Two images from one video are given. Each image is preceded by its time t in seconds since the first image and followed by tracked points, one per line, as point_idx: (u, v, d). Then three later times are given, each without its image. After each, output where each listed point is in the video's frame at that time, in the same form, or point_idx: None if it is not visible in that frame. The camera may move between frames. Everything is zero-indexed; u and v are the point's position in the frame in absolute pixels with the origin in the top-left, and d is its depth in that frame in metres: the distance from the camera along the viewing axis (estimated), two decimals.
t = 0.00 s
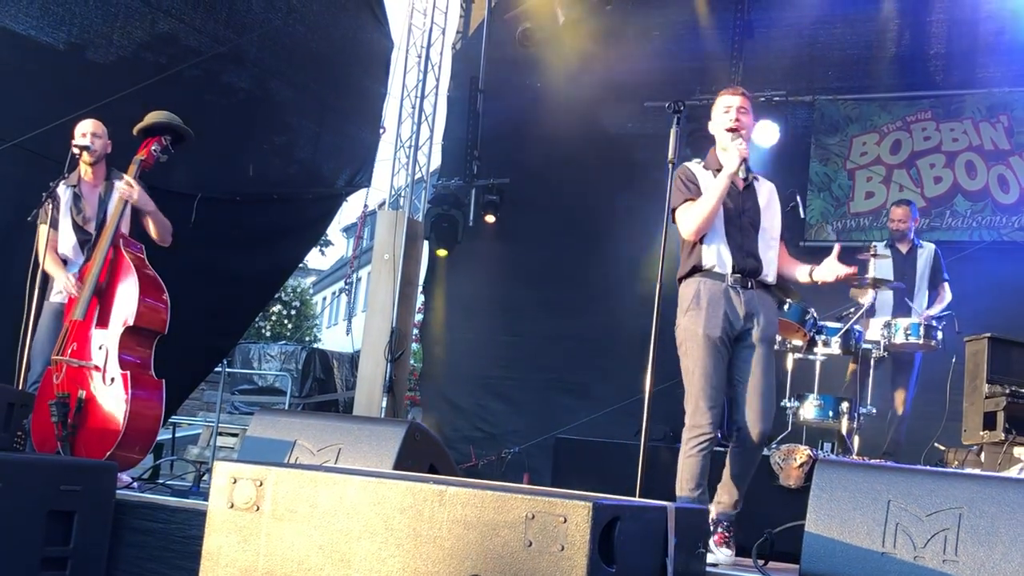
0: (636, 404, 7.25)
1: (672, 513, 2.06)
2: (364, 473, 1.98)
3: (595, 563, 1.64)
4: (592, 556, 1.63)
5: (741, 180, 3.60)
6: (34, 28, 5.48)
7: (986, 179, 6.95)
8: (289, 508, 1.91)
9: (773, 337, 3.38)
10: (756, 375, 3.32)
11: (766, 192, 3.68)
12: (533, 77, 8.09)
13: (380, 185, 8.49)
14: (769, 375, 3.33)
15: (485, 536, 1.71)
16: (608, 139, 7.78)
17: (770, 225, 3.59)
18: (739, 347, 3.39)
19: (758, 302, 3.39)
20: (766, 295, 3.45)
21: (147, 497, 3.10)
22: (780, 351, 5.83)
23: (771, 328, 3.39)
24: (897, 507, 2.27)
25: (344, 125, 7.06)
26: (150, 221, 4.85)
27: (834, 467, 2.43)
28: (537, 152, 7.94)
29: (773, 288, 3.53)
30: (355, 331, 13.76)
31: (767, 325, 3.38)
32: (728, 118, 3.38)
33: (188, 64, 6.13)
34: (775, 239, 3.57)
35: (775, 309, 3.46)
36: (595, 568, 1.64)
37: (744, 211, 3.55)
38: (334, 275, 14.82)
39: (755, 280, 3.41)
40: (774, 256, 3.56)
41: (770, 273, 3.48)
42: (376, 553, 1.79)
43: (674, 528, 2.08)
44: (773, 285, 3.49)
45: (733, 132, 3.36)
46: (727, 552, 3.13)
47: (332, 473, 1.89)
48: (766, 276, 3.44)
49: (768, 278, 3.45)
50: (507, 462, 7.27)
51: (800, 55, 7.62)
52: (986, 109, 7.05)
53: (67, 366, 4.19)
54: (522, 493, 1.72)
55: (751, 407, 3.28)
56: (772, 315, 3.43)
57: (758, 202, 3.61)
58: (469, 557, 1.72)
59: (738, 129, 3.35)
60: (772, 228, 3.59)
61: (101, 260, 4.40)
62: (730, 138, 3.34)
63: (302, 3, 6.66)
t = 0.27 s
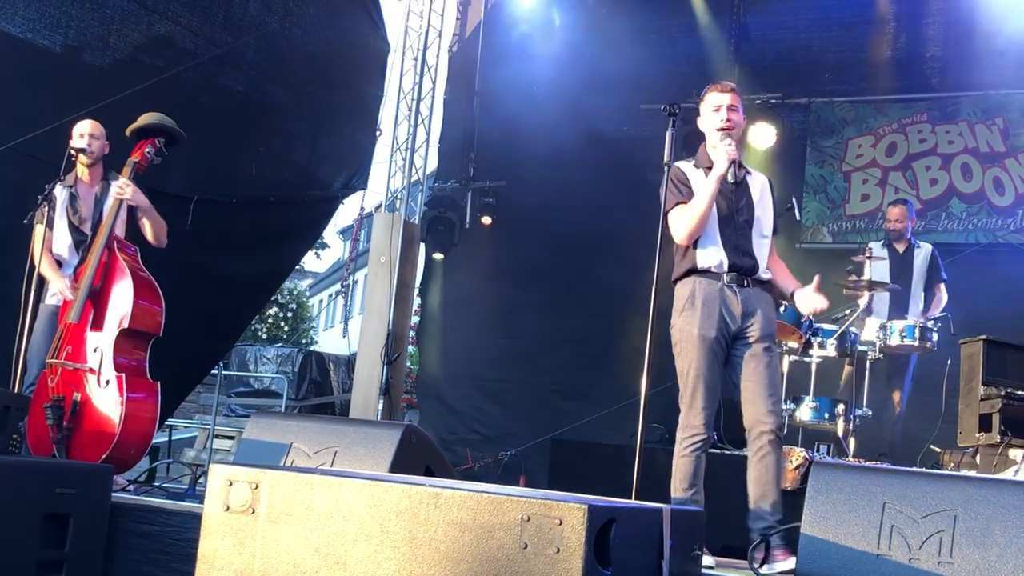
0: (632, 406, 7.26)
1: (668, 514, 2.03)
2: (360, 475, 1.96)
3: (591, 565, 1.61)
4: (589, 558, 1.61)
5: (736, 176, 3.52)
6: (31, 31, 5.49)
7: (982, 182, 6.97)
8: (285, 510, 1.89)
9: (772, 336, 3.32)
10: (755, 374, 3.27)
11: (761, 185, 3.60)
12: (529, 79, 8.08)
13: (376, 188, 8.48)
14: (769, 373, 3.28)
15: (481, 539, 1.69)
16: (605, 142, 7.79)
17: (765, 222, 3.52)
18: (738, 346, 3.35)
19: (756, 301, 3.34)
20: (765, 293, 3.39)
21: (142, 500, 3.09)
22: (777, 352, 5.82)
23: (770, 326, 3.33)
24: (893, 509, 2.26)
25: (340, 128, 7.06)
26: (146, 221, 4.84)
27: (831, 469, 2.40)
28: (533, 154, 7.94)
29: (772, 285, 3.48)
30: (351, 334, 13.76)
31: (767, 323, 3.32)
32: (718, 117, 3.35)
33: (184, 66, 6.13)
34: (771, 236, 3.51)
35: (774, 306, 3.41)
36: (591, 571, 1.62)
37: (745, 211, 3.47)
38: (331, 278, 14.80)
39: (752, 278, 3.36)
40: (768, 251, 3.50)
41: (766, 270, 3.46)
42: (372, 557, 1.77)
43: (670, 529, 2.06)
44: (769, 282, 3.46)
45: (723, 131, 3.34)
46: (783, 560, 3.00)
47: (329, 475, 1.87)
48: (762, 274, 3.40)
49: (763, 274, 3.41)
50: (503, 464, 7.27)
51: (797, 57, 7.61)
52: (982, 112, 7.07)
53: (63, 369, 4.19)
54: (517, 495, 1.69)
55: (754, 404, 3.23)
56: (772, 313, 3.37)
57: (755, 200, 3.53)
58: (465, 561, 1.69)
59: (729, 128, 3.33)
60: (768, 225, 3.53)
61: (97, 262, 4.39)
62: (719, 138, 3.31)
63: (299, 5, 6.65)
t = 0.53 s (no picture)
0: (630, 408, 7.25)
1: (665, 517, 2.02)
2: (357, 478, 1.96)
3: (589, 568, 1.61)
4: (586, 561, 1.61)
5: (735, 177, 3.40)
6: (28, 33, 5.52)
7: (979, 183, 6.99)
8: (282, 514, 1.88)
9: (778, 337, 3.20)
10: (760, 374, 3.16)
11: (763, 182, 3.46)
12: (527, 81, 8.08)
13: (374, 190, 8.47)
14: (775, 374, 3.14)
15: (478, 542, 1.69)
16: (603, 144, 7.78)
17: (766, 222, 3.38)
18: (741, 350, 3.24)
19: (760, 303, 3.22)
20: (770, 295, 3.26)
21: (139, 504, 3.06)
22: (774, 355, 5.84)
23: (775, 328, 3.20)
24: (890, 512, 2.21)
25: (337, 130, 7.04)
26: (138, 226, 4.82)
27: (828, 472, 2.34)
28: (530, 156, 7.93)
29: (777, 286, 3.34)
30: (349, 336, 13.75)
31: (772, 325, 3.20)
32: (714, 122, 3.27)
33: (181, 68, 6.11)
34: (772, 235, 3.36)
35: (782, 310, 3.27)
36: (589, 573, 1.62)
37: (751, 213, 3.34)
38: (328, 279, 14.80)
39: (755, 279, 3.24)
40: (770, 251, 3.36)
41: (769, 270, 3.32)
42: (369, 560, 1.77)
43: (668, 533, 2.03)
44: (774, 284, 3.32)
45: (721, 138, 3.26)
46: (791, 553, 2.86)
47: (325, 478, 1.87)
48: (766, 274, 3.26)
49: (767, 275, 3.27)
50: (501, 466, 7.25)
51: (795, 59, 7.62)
52: (979, 114, 7.07)
53: (59, 372, 4.19)
54: (514, 499, 1.69)
55: (761, 401, 3.13)
56: (778, 315, 3.24)
57: (754, 199, 3.39)
58: (462, 563, 1.69)
59: (725, 135, 3.25)
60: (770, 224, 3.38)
61: (93, 265, 4.38)
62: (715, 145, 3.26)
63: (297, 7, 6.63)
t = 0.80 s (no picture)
0: (629, 411, 7.24)
1: (665, 519, 2.03)
2: (355, 480, 1.95)
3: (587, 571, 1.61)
4: (585, 564, 1.61)
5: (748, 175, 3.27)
6: (26, 35, 5.53)
7: (977, 187, 6.98)
8: (281, 517, 1.88)
9: (783, 342, 3.08)
10: (762, 380, 3.06)
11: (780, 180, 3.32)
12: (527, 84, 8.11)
13: (373, 193, 8.46)
14: (778, 379, 3.04)
15: (478, 544, 1.69)
16: (601, 146, 7.79)
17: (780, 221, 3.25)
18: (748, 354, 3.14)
19: (764, 306, 3.11)
20: (778, 299, 3.14)
21: (137, 505, 3.06)
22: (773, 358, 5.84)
23: (781, 332, 3.09)
24: (890, 514, 2.21)
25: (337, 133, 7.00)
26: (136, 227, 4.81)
27: (826, 474, 2.35)
28: (529, 159, 7.92)
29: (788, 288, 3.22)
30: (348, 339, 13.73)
31: (778, 329, 3.09)
32: (726, 125, 3.17)
33: (179, 71, 6.11)
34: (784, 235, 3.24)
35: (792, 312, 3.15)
36: None
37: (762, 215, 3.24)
38: (327, 282, 14.80)
39: (761, 282, 3.13)
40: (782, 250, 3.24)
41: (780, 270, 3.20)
42: (368, 562, 1.77)
43: (666, 536, 2.03)
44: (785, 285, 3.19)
45: (732, 140, 3.19)
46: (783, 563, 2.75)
47: (324, 480, 1.86)
48: (775, 275, 3.15)
49: (774, 274, 3.15)
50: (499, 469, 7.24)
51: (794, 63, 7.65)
52: (977, 117, 7.05)
53: (58, 374, 4.20)
54: (514, 501, 1.69)
55: (761, 406, 3.03)
56: (786, 319, 3.12)
57: (767, 198, 3.26)
58: (461, 565, 1.69)
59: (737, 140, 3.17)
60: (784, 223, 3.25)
61: (92, 267, 4.37)
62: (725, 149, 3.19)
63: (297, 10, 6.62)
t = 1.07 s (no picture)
0: (627, 413, 7.24)
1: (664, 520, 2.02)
2: (355, 482, 1.95)
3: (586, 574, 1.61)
4: (583, 567, 1.60)
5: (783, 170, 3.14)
6: (26, 37, 5.51)
7: (977, 190, 6.96)
8: (280, 519, 1.88)
9: (803, 345, 2.95)
10: (780, 384, 2.94)
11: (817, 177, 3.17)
12: (527, 86, 8.12)
13: (372, 195, 8.46)
14: (797, 385, 2.92)
15: (477, 546, 1.69)
16: (601, 149, 7.80)
17: (811, 218, 3.10)
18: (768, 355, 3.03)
19: (786, 307, 2.98)
20: (802, 299, 3.01)
21: (137, 508, 3.06)
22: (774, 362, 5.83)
23: (802, 334, 2.96)
24: (889, 517, 2.19)
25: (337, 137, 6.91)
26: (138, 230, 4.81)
27: (826, 476, 2.33)
28: (528, 162, 7.93)
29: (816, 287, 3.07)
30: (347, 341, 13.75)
31: (798, 332, 2.95)
32: (763, 115, 3.02)
33: (179, 73, 6.10)
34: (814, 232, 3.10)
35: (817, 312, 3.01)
36: None
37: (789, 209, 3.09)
38: (326, 284, 14.81)
39: (784, 280, 3.01)
40: (812, 247, 3.10)
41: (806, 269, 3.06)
42: (367, 564, 1.76)
43: (665, 539, 2.03)
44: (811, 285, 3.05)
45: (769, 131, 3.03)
46: None
47: (324, 482, 1.86)
48: (794, 273, 3.02)
49: (793, 271, 3.02)
50: (499, 471, 7.24)
51: (794, 65, 7.65)
52: (977, 119, 7.05)
53: (57, 376, 4.20)
54: (512, 503, 1.69)
55: (776, 411, 2.92)
56: (809, 321, 2.98)
57: (798, 193, 3.11)
58: (459, 568, 1.69)
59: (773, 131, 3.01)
60: (815, 220, 3.11)
61: (92, 270, 4.38)
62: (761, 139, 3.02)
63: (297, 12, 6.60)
